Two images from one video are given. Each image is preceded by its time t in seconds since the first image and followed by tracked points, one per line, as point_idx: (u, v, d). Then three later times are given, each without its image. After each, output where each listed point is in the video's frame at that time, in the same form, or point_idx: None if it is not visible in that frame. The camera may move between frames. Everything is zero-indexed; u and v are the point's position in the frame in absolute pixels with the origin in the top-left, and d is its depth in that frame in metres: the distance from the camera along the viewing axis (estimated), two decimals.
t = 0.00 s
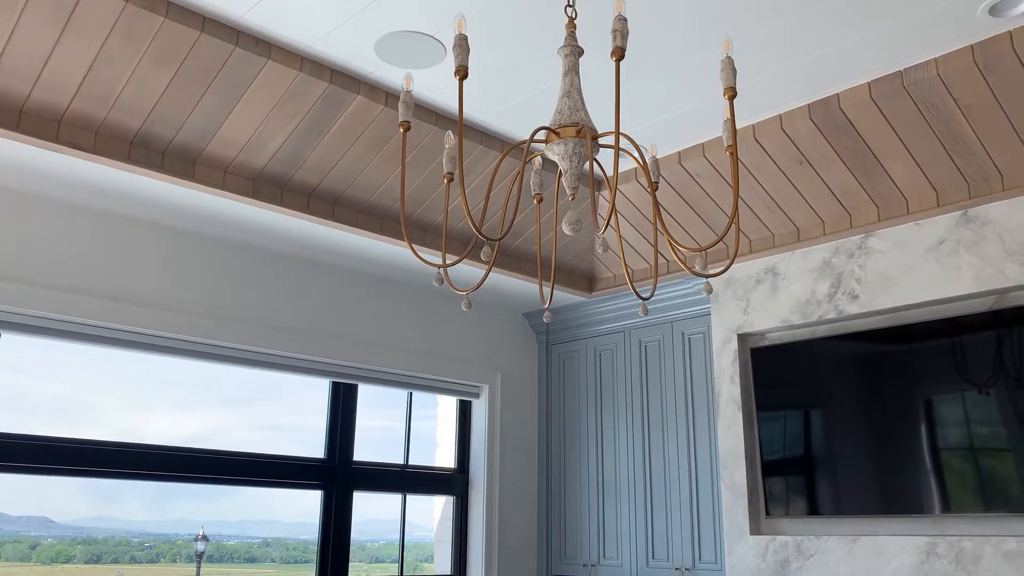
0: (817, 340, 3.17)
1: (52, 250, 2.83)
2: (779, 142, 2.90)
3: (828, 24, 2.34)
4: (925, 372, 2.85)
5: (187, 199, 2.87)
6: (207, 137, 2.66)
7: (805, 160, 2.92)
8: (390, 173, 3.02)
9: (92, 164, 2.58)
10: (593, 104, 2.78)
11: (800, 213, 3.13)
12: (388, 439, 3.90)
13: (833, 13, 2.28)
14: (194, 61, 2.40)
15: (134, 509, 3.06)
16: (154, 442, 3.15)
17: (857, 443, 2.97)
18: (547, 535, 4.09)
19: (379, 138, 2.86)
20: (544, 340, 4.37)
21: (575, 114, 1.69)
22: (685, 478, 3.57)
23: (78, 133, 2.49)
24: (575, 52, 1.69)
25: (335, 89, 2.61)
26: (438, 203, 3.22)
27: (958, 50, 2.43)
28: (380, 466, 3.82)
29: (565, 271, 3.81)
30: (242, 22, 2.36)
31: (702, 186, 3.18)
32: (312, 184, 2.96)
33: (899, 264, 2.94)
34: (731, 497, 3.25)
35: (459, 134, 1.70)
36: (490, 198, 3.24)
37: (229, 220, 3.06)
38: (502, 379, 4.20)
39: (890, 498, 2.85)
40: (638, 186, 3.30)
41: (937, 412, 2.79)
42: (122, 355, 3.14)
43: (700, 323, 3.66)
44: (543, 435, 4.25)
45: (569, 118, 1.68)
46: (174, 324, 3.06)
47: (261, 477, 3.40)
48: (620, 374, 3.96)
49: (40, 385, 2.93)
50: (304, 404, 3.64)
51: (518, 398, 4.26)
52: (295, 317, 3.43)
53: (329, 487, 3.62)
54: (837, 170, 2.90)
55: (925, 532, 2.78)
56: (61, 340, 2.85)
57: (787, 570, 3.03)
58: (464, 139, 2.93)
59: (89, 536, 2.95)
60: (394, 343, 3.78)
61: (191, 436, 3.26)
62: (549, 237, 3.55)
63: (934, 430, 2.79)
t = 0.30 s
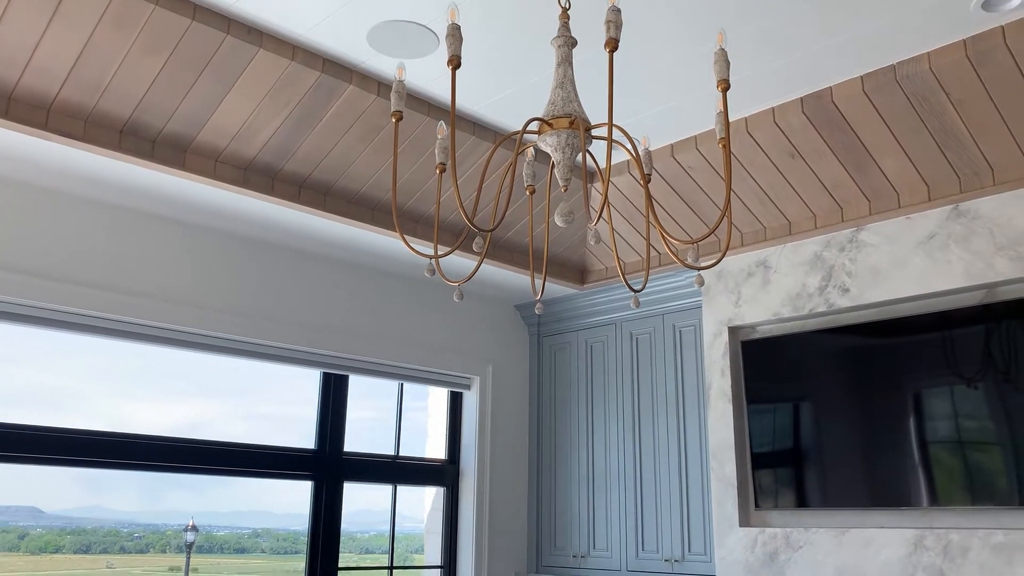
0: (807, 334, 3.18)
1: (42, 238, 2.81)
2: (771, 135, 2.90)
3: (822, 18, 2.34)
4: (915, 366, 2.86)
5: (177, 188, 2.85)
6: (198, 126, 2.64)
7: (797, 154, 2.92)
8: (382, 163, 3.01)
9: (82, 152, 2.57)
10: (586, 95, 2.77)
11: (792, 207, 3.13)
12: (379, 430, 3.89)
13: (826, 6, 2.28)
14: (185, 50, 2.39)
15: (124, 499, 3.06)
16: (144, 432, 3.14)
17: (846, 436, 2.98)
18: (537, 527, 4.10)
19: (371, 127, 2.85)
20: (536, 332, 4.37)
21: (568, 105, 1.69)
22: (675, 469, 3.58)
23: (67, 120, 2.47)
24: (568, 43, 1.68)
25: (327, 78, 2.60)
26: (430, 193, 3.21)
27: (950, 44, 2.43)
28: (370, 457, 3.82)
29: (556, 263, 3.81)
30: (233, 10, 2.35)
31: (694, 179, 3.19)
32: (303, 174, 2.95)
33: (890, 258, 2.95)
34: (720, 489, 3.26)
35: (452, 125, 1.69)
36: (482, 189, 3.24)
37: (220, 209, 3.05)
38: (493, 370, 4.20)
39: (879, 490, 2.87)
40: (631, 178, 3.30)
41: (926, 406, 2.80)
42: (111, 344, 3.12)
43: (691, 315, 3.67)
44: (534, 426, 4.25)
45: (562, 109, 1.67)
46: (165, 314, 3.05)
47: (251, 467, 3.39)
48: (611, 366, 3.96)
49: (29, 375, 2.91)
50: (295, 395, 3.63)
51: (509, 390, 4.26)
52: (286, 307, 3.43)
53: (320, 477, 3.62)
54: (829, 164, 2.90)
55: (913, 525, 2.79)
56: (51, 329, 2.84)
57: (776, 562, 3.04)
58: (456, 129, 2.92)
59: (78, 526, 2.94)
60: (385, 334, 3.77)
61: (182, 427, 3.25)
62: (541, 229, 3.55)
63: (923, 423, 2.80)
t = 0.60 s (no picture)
0: (796, 326, 3.19)
1: (29, 225, 2.79)
2: (762, 127, 2.90)
3: (814, 9, 2.34)
4: (903, 359, 2.87)
5: (166, 175, 2.83)
6: (188, 113, 2.62)
7: (789, 146, 2.93)
8: (373, 152, 2.99)
9: (70, 138, 2.55)
10: (578, 85, 2.76)
11: (783, 199, 3.14)
12: (369, 419, 3.89)
13: None
14: (174, 35, 2.37)
15: (112, 488, 3.05)
16: (132, 420, 3.12)
17: (835, 428, 3.00)
18: (526, 517, 4.11)
19: (361, 115, 2.83)
20: (526, 323, 4.37)
21: (560, 95, 1.68)
22: (664, 460, 3.59)
23: (55, 106, 2.45)
24: (560, 32, 1.67)
25: (318, 66, 2.58)
26: (421, 183, 3.20)
27: (942, 37, 2.43)
28: (360, 446, 3.81)
29: (547, 254, 3.81)
30: None
31: (685, 170, 3.18)
32: (293, 162, 2.93)
33: (880, 250, 2.95)
34: (709, 479, 3.27)
35: (443, 114, 1.68)
36: (473, 178, 3.23)
37: (209, 197, 3.03)
38: (483, 360, 4.20)
39: (867, 482, 2.88)
40: (622, 169, 3.30)
41: (914, 398, 2.81)
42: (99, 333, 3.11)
43: (681, 307, 3.67)
44: (524, 417, 4.26)
45: (554, 99, 1.66)
46: (153, 302, 3.03)
47: (240, 456, 3.39)
48: (601, 357, 3.97)
49: (16, 363, 2.89)
50: (284, 384, 3.62)
51: (499, 380, 4.26)
52: (275, 296, 3.41)
53: (309, 467, 3.61)
54: (820, 156, 2.90)
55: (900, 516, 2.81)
56: (38, 317, 2.82)
57: (764, 552, 3.06)
58: (447, 119, 2.91)
59: (66, 515, 2.93)
60: (375, 324, 3.77)
61: (170, 415, 3.24)
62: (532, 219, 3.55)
63: (911, 416, 2.81)
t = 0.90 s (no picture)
0: (783, 316, 3.20)
1: (14, 211, 2.76)
2: (752, 117, 2.90)
3: None
4: (889, 350, 2.88)
5: (153, 161, 2.81)
6: (175, 98, 2.60)
7: (778, 136, 2.93)
8: (361, 139, 2.98)
9: (56, 123, 2.52)
10: (569, 73, 2.76)
11: (771, 189, 3.14)
12: (356, 408, 3.88)
13: None
14: (161, 20, 2.35)
15: (98, 476, 3.03)
16: (118, 408, 3.11)
17: (821, 417, 3.01)
18: (514, 506, 4.12)
19: (350, 102, 2.82)
20: (515, 313, 4.37)
21: (550, 83, 1.67)
22: (652, 449, 3.61)
23: (40, 90, 2.42)
24: (551, 19, 1.67)
25: (306, 52, 2.56)
26: (409, 171, 3.18)
27: (931, 29, 2.43)
28: (348, 435, 3.81)
29: (537, 243, 3.81)
30: None
31: (675, 160, 3.18)
32: (281, 149, 2.91)
33: (868, 241, 2.96)
34: (695, 468, 3.28)
35: (432, 101, 1.67)
36: (462, 167, 3.22)
37: (196, 184, 3.01)
38: (472, 350, 4.20)
39: (852, 471, 2.90)
40: (612, 158, 3.29)
41: (900, 389, 2.83)
42: (85, 320, 3.09)
43: (670, 297, 3.68)
44: (512, 406, 4.26)
45: (543, 86, 1.66)
46: (140, 289, 3.01)
47: (227, 444, 3.37)
48: (590, 347, 3.97)
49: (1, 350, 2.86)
50: (272, 372, 3.61)
51: (488, 369, 4.26)
52: (263, 284, 3.40)
53: (296, 455, 3.61)
54: (809, 146, 2.91)
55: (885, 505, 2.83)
56: (23, 303, 2.80)
57: (749, 541, 3.07)
58: (436, 106, 2.90)
59: (52, 503, 2.91)
60: (363, 312, 3.76)
61: (157, 403, 3.22)
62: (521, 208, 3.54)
63: (897, 406, 2.83)
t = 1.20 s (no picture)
0: (771, 306, 3.21)
1: None
2: (742, 107, 2.89)
3: None
4: (876, 341, 2.89)
5: (139, 147, 2.79)
6: (161, 83, 2.58)
7: (767, 126, 2.93)
8: (350, 126, 2.96)
9: (41, 107, 2.49)
10: (559, 61, 2.75)
11: (761, 179, 3.15)
12: (344, 396, 3.87)
13: None
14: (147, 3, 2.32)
15: (85, 464, 3.01)
16: (105, 396, 3.09)
17: (807, 407, 3.02)
18: (501, 494, 4.12)
19: (338, 88, 2.80)
20: (503, 302, 4.36)
21: (540, 70, 1.66)
22: (639, 438, 3.62)
23: (25, 74, 2.39)
24: (541, 6, 1.66)
25: (295, 37, 2.54)
26: (398, 158, 3.17)
27: (921, 19, 2.43)
28: (336, 424, 3.80)
29: (526, 232, 3.80)
30: None
31: (664, 149, 3.18)
32: (269, 135, 2.89)
33: (856, 232, 2.97)
34: (682, 457, 3.30)
35: (421, 88, 1.65)
36: (451, 155, 3.21)
37: (183, 170, 2.99)
38: (460, 338, 4.20)
39: (837, 460, 2.92)
40: (602, 147, 3.29)
41: (886, 379, 2.84)
42: (71, 307, 3.07)
43: (658, 286, 3.69)
44: (500, 395, 4.26)
45: (533, 73, 1.65)
46: (126, 276, 2.99)
47: (215, 432, 3.36)
48: (578, 336, 3.97)
49: None
50: (259, 360, 3.60)
51: (476, 358, 4.26)
52: (251, 272, 3.38)
53: (284, 443, 3.60)
54: (799, 137, 2.91)
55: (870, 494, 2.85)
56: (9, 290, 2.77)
57: (736, 529, 3.09)
58: (426, 93, 2.88)
59: (38, 491, 2.89)
60: (352, 300, 3.75)
61: (144, 391, 3.20)
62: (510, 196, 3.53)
63: (883, 396, 2.84)
